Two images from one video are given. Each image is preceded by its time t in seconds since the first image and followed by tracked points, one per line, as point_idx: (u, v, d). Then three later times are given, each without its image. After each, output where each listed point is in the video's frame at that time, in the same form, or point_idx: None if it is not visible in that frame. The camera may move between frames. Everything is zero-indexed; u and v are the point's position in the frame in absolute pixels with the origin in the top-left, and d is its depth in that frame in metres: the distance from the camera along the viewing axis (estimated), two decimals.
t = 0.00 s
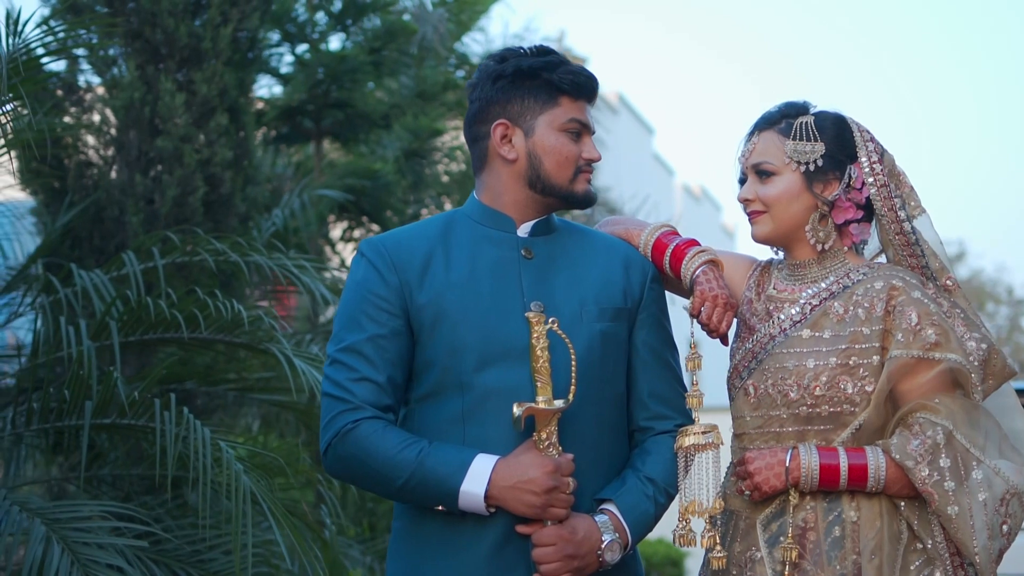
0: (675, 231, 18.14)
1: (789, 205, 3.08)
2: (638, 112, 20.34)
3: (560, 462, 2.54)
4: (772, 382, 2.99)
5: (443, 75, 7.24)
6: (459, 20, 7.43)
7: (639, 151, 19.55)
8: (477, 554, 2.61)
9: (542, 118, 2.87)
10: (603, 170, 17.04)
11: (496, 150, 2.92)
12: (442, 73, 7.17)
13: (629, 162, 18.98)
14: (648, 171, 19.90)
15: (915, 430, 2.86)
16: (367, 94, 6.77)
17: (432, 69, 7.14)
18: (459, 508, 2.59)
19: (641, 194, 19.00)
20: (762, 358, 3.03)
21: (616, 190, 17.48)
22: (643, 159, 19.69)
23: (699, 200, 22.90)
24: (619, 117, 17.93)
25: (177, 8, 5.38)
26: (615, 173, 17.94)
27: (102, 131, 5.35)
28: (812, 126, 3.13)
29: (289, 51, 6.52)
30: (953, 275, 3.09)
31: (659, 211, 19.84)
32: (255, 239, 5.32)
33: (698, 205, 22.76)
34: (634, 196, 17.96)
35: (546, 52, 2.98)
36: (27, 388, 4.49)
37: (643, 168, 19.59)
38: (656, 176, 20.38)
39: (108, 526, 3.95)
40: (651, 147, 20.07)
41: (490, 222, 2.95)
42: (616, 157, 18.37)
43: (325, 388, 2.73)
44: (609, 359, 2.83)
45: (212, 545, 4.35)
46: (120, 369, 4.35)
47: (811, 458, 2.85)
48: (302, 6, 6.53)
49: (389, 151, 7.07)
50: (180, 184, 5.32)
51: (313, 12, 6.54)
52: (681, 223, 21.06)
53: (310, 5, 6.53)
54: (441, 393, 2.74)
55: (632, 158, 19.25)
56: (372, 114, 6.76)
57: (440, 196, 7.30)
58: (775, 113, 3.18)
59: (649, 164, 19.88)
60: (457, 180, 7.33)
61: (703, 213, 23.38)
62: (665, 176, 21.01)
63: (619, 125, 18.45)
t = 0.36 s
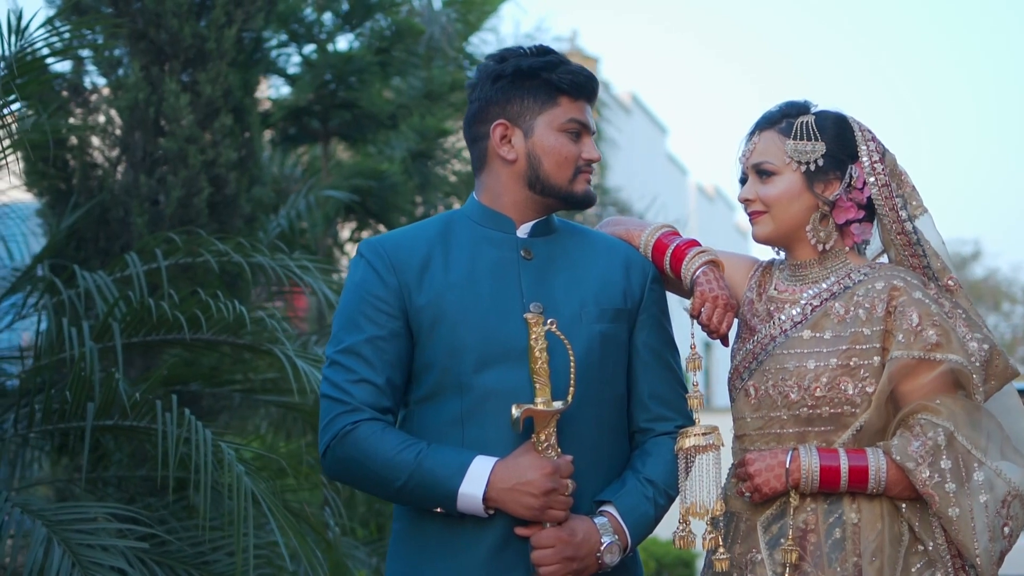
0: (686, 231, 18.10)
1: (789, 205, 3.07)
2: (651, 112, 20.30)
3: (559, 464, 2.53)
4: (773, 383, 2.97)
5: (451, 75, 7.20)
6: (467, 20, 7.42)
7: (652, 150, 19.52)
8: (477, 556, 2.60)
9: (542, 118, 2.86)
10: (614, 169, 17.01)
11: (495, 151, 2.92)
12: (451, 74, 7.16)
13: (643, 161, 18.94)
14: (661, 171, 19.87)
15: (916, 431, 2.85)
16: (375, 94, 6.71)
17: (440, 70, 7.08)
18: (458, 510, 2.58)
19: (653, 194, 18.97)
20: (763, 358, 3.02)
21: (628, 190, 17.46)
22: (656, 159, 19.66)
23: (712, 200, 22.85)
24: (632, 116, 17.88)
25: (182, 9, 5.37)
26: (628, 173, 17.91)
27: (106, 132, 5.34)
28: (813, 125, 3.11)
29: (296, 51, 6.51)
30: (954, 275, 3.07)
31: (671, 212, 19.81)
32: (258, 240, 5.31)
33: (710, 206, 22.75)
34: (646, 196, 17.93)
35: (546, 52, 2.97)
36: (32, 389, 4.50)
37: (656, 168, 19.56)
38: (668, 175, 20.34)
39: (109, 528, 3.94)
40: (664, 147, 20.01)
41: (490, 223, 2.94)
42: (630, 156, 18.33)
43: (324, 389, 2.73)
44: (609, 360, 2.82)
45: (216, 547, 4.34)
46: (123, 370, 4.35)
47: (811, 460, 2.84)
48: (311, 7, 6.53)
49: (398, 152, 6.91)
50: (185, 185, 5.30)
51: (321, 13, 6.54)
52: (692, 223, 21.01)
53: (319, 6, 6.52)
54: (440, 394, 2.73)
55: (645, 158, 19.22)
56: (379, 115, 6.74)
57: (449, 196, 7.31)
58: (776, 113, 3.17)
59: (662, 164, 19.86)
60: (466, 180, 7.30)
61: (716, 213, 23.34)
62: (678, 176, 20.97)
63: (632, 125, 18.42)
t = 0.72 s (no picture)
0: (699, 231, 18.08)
1: (792, 207, 3.06)
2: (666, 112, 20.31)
3: (560, 468, 2.52)
4: (776, 385, 2.96)
5: (461, 77, 7.18)
6: (476, 22, 7.48)
7: (667, 151, 19.52)
8: (478, 559, 2.60)
9: (543, 120, 2.85)
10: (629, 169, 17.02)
11: (496, 153, 2.91)
12: (461, 75, 7.19)
13: (657, 162, 18.93)
14: (676, 172, 19.83)
15: (919, 433, 2.83)
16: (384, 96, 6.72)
17: (450, 73, 7.17)
18: (459, 514, 2.57)
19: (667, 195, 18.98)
20: (766, 361, 3.01)
21: (642, 190, 17.47)
22: (671, 159, 19.66)
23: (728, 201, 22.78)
24: (647, 117, 17.86)
25: (189, 12, 5.37)
26: (641, 173, 17.92)
27: (114, 135, 5.33)
28: (815, 126, 3.10)
29: (305, 54, 6.50)
30: (958, 277, 3.06)
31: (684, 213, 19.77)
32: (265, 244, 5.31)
33: (726, 207, 22.70)
34: (660, 197, 17.93)
35: (547, 53, 2.96)
36: (38, 393, 4.50)
37: (671, 169, 19.56)
38: (683, 176, 20.33)
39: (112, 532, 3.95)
40: (679, 148, 20.00)
41: (492, 226, 2.93)
42: (644, 157, 18.33)
43: (326, 393, 2.72)
44: (611, 363, 2.81)
45: (222, 549, 4.34)
46: (128, 373, 4.34)
47: (814, 463, 2.82)
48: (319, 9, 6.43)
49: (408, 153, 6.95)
50: (192, 188, 5.30)
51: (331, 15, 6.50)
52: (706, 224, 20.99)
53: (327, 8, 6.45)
54: (441, 398, 2.73)
55: (660, 158, 19.18)
56: (389, 117, 6.70)
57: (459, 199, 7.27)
58: (778, 114, 3.16)
59: (677, 164, 19.84)
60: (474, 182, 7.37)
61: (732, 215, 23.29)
62: (693, 177, 20.95)
63: (647, 125, 18.43)
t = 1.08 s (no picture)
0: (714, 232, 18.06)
1: (794, 208, 3.04)
2: (682, 113, 20.30)
3: (561, 471, 2.51)
4: (778, 388, 2.95)
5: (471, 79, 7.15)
6: (487, 24, 7.46)
7: (683, 152, 19.51)
8: (479, 563, 2.59)
9: (545, 122, 2.85)
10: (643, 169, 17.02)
11: (498, 155, 2.90)
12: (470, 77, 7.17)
13: (672, 163, 18.89)
14: (692, 173, 19.78)
15: (922, 436, 2.82)
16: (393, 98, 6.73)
17: (460, 74, 7.05)
18: (460, 517, 2.57)
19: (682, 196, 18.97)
20: (768, 363, 3.00)
21: (657, 191, 17.47)
22: (688, 160, 19.64)
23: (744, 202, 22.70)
24: (662, 118, 17.84)
25: (195, 15, 5.36)
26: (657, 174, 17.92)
27: (121, 137, 5.32)
28: (818, 127, 3.09)
29: (314, 56, 6.51)
30: (962, 278, 3.05)
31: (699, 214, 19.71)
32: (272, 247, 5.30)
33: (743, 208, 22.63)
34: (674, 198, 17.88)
35: (549, 55, 2.95)
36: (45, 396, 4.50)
37: (687, 169, 19.54)
38: (699, 177, 20.28)
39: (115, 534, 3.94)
40: (696, 148, 19.97)
41: (494, 228, 2.93)
42: (658, 158, 18.33)
43: (327, 396, 2.72)
44: (613, 365, 2.80)
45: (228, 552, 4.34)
46: (132, 376, 4.34)
47: (816, 466, 2.81)
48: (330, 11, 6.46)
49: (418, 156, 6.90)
50: (200, 191, 5.30)
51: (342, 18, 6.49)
52: (721, 225, 20.98)
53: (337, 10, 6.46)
54: (442, 401, 2.72)
55: (676, 159, 19.12)
56: (398, 119, 6.70)
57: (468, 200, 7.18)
58: (781, 115, 3.15)
59: (693, 165, 19.79)
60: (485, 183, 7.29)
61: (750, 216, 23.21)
62: (708, 178, 20.92)
63: (662, 126, 18.43)
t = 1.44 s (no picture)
0: (731, 232, 18.02)
1: (798, 208, 3.03)
2: (700, 112, 20.25)
3: (563, 472, 2.51)
4: (782, 389, 2.94)
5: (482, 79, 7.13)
6: (498, 24, 7.58)
7: (701, 152, 19.46)
8: (482, 565, 2.59)
9: (547, 123, 2.84)
10: (660, 169, 16.99)
11: (500, 156, 2.89)
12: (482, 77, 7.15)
13: (689, 163, 18.80)
14: (710, 173, 19.69)
15: (926, 437, 2.81)
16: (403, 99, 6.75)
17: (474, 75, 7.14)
18: (462, 519, 2.56)
19: (699, 196, 18.94)
20: (772, 364, 2.99)
21: (673, 192, 17.41)
22: (705, 160, 19.59)
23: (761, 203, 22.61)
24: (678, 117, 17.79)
25: (204, 16, 5.36)
26: (674, 174, 17.90)
27: (130, 139, 5.30)
28: (822, 127, 3.08)
29: (326, 57, 6.48)
30: (966, 279, 3.04)
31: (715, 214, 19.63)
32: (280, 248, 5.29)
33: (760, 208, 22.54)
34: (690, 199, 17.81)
35: (552, 55, 2.94)
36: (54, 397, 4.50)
37: (705, 169, 19.46)
38: (717, 177, 20.19)
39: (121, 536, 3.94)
40: (713, 149, 19.93)
41: (497, 230, 2.92)
42: (675, 158, 18.26)
43: (329, 398, 2.72)
44: (616, 366, 2.80)
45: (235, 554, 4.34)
46: (139, 377, 4.34)
47: (820, 467, 2.80)
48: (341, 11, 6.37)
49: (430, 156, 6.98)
50: (209, 192, 5.30)
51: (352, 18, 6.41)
52: (738, 225, 20.93)
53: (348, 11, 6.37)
54: (445, 403, 2.72)
55: (694, 159, 19.05)
56: (409, 119, 6.73)
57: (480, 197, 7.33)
58: (785, 115, 3.13)
59: (710, 165, 19.71)
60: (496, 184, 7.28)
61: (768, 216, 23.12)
62: (726, 178, 20.87)
63: (679, 126, 18.40)
